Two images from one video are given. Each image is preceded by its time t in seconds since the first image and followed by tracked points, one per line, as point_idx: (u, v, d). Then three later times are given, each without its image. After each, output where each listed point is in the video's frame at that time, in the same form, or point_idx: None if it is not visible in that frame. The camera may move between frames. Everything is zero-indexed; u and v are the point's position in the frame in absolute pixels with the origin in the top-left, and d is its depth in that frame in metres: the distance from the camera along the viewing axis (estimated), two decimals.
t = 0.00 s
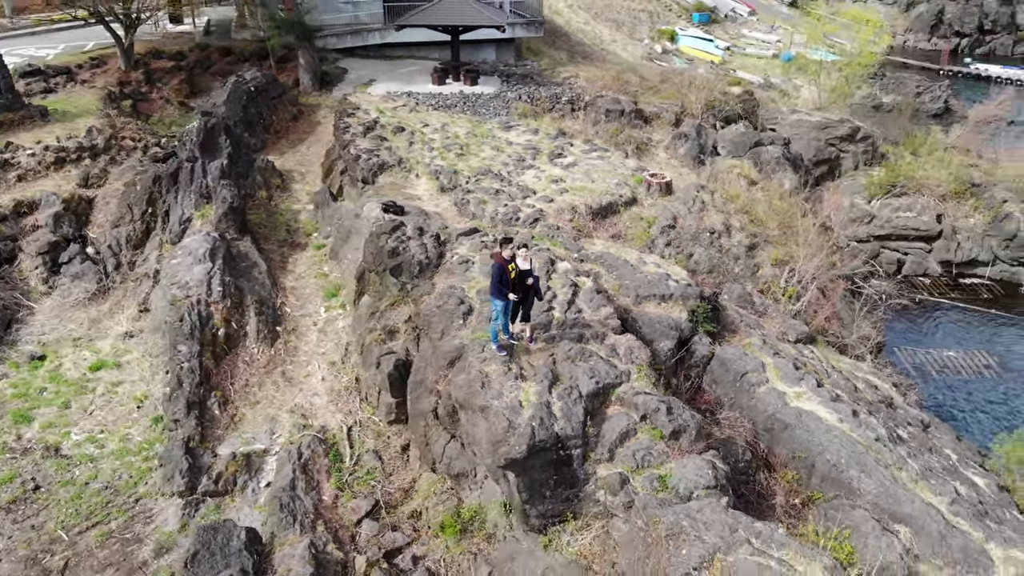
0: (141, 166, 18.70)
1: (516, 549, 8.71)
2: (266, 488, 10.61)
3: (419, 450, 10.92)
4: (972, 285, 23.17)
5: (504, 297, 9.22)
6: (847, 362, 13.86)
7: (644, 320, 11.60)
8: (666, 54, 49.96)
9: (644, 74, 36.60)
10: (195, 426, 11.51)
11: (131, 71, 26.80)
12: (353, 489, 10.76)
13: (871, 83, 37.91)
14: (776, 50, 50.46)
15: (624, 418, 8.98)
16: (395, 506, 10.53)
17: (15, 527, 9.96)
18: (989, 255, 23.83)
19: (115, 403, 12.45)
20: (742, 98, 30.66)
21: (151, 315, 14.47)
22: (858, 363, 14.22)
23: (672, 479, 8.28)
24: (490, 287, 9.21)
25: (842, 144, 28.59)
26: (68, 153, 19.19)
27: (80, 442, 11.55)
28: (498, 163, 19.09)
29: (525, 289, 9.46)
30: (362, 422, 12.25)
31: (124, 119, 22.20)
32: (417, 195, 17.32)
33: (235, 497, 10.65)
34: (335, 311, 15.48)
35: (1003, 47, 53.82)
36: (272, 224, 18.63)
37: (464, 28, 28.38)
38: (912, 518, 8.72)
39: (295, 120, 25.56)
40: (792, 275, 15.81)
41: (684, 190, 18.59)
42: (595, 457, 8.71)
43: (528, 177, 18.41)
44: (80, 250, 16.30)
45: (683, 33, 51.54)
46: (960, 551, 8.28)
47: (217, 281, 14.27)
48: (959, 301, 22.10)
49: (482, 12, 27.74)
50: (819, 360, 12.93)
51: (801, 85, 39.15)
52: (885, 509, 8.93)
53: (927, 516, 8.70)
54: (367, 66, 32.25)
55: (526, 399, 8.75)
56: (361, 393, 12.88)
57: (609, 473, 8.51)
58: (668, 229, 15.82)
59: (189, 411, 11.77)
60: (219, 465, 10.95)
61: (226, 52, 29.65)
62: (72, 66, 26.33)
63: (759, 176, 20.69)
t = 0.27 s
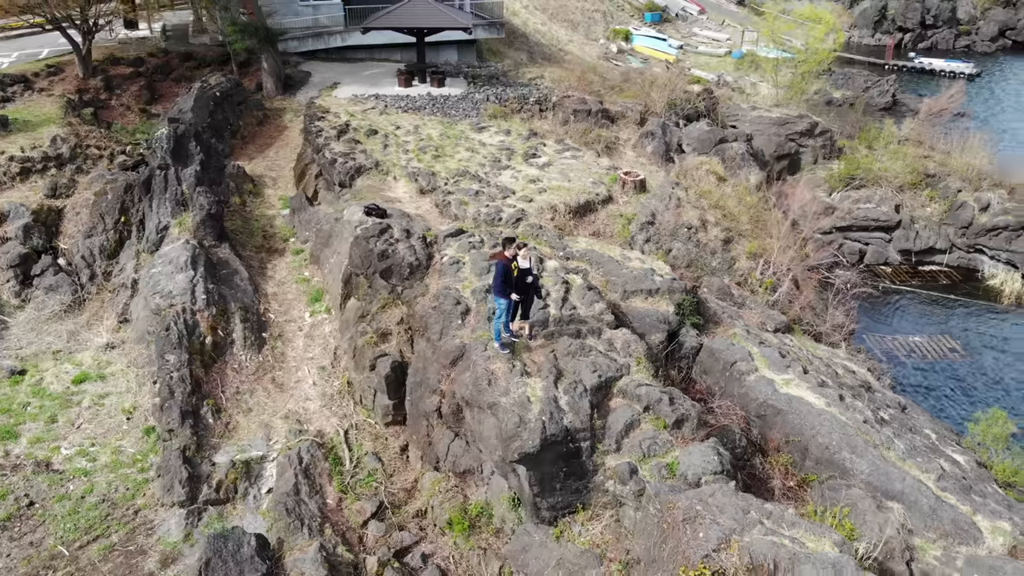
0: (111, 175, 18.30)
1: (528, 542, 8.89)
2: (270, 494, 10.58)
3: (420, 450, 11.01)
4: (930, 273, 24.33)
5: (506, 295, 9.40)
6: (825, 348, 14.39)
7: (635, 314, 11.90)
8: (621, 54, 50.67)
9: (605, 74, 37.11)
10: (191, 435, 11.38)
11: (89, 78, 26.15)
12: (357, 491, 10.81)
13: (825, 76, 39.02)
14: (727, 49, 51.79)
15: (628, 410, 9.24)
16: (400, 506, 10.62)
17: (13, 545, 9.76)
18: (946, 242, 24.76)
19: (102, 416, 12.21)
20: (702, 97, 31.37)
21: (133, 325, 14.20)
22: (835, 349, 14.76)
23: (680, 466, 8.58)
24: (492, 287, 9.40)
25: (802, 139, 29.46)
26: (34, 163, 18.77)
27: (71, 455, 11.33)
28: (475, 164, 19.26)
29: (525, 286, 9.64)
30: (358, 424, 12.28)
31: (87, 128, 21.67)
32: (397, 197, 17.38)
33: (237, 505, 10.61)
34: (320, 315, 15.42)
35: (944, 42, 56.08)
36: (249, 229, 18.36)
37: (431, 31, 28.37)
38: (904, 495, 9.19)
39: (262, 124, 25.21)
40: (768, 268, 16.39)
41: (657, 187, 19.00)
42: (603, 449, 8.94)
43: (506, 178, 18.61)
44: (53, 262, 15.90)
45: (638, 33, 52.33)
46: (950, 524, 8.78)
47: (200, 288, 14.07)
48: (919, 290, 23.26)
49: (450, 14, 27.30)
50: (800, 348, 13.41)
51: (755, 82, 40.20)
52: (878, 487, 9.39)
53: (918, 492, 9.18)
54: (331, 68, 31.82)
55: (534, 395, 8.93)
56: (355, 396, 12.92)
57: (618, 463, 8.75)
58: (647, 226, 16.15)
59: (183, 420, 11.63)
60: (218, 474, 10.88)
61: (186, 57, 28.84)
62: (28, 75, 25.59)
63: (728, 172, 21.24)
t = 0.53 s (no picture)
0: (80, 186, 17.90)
1: (541, 537, 9.06)
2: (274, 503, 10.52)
3: (422, 452, 11.08)
4: (892, 262, 25.57)
5: (507, 295, 9.61)
6: (803, 338, 14.92)
7: (627, 311, 12.17)
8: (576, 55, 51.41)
9: (565, 75, 37.50)
10: (187, 447, 11.23)
11: (45, 87, 25.40)
12: (360, 496, 10.84)
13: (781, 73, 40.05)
14: (680, 48, 52.92)
15: (633, 403, 9.48)
16: (405, 509, 10.68)
17: (11, 567, 9.52)
18: (903, 233, 26.02)
19: (91, 431, 11.93)
20: (663, 96, 31.99)
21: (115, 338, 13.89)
22: (812, 339, 15.29)
23: (687, 456, 8.86)
24: (494, 287, 9.62)
25: (762, 136, 30.23)
26: None
27: (63, 472, 11.05)
28: (452, 167, 19.41)
29: (527, 287, 9.83)
30: (355, 429, 12.29)
31: (48, 137, 21.05)
32: (377, 202, 17.41)
33: (240, 515, 10.55)
34: (306, 322, 15.31)
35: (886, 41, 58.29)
36: (225, 237, 18.01)
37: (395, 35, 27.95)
38: (896, 475, 9.64)
39: (227, 131, 24.77)
40: (745, 262, 16.94)
41: (632, 186, 19.34)
42: (611, 442, 9.16)
43: (483, 180, 18.79)
44: (24, 276, 15.39)
45: (592, 34, 52.93)
46: (941, 501, 9.24)
47: (184, 299, 13.85)
48: (880, 279, 24.27)
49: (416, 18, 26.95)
50: (781, 338, 13.87)
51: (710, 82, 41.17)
52: (871, 469, 9.82)
53: (909, 473, 9.64)
54: (293, 73, 31.25)
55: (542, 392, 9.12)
56: (349, 401, 12.92)
57: (627, 456, 8.99)
58: (627, 224, 16.43)
59: (179, 431, 11.46)
60: (219, 485, 10.79)
61: (144, 65, 27.88)
62: None
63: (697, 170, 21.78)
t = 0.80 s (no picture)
0: (48, 199, 17.44)
1: (551, 534, 9.19)
2: (277, 513, 10.43)
3: (424, 456, 11.13)
4: (854, 255, 26.81)
5: (510, 297, 9.71)
6: (782, 330, 15.37)
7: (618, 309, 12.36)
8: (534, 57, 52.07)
9: (526, 77, 37.73)
10: (183, 460, 11.07)
11: None
12: (363, 502, 10.84)
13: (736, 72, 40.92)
14: (634, 49, 53.79)
15: (635, 399, 9.70)
16: (409, 513, 10.71)
17: None
18: (865, 225, 27.27)
19: (79, 448, 11.60)
20: (625, 97, 32.44)
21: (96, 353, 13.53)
22: (789, 331, 15.77)
23: (691, 449, 9.14)
24: (496, 288, 9.73)
25: (723, 135, 30.85)
26: None
27: (54, 492, 10.76)
28: (428, 171, 19.47)
29: (528, 289, 9.96)
30: (351, 436, 12.25)
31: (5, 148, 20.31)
32: (356, 207, 17.34)
33: (243, 527, 10.45)
34: (291, 331, 15.13)
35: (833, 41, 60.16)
36: (199, 246, 17.64)
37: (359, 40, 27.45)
38: (887, 459, 10.04)
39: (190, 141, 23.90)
40: (722, 259, 17.38)
41: (606, 187, 19.61)
42: (617, 438, 9.37)
43: (461, 183, 18.90)
44: None
45: (548, 37, 53.23)
46: (930, 482, 9.69)
47: (168, 311, 13.60)
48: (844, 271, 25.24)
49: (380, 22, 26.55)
50: (763, 332, 14.28)
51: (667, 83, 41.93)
52: (863, 454, 10.21)
53: (898, 456, 10.07)
54: (255, 80, 30.04)
55: (549, 392, 9.28)
56: (343, 409, 12.87)
57: (633, 451, 9.21)
58: (607, 225, 16.64)
59: (173, 445, 11.28)
60: (219, 497, 10.66)
61: (100, 73, 26.34)
62: None
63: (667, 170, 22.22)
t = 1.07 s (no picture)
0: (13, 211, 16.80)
1: (560, 533, 9.27)
2: (280, 525, 10.35)
3: (424, 462, 11.14)
4: (819, 249, 27.77)
5: (511, 300, 9.81)
6: (762, 325, 15.77)
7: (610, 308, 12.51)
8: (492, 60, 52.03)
9: (489, 79, 37.79)
10: (179, 475, 10.89)
11: None
12: (365, 510, 10.82)
13: (695, 72, 41.56)
14: (591, 51, 54.31)
15: (637, 396, 9.89)
16: (412, 519, 10.72)
17: None
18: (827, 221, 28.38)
19: (67, 467, 11.25)
20: (590, 98, 32.74)
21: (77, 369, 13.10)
22: (768, 325, 16.20)
23: (695, 443, 9.37)
24: (496, 293, 9.83)
25: (687, 135, 31.39)
26: None
27: (45, 513, 10.44)
28: (405, 176, 19.48)
29: (527, 292, 10.08)
30: (346, 445, 12.19)
31: None
32: (335, 214, 17.20)
33: (245, 540, 10.34)
34: (276, 340, 14.90)
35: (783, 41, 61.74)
36: (173, 257, 17.25)
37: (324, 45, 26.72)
38: (877, 446, 10.41)
39: (155, 149, 23.12)
40: (700, 257, 17.75)
41: (582, 190, 19.83)
42: (622, 436, 9.56)
43: (439, 188, 18.95)
44: None
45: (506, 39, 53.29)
46: (920, 467, 10.09)
47: (151, 324, 13.26)
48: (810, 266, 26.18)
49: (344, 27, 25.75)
50: (745, 327, 14.62)
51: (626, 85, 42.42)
52: (855, 442, 10.56)
53: (888, 443, 10.47)
54: (217, 88, 29.00)
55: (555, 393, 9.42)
56: (336, 416, 12.79)
57: (639, 448, 9.40)
58: (588, 226, 16.82)
59: (168, 460, 11.08)
60: (219, 511, 10.51)
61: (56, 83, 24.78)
62: None
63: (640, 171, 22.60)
